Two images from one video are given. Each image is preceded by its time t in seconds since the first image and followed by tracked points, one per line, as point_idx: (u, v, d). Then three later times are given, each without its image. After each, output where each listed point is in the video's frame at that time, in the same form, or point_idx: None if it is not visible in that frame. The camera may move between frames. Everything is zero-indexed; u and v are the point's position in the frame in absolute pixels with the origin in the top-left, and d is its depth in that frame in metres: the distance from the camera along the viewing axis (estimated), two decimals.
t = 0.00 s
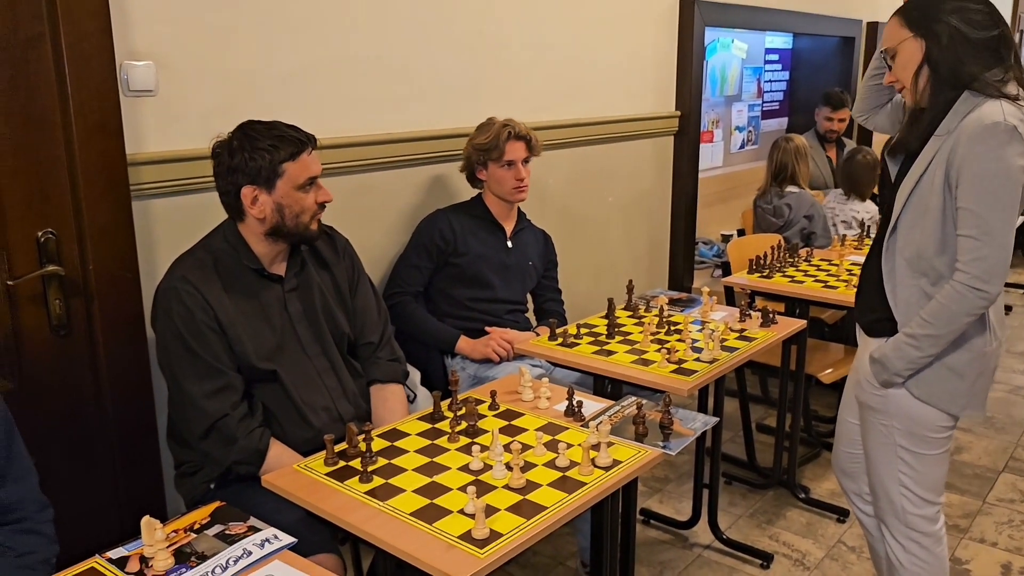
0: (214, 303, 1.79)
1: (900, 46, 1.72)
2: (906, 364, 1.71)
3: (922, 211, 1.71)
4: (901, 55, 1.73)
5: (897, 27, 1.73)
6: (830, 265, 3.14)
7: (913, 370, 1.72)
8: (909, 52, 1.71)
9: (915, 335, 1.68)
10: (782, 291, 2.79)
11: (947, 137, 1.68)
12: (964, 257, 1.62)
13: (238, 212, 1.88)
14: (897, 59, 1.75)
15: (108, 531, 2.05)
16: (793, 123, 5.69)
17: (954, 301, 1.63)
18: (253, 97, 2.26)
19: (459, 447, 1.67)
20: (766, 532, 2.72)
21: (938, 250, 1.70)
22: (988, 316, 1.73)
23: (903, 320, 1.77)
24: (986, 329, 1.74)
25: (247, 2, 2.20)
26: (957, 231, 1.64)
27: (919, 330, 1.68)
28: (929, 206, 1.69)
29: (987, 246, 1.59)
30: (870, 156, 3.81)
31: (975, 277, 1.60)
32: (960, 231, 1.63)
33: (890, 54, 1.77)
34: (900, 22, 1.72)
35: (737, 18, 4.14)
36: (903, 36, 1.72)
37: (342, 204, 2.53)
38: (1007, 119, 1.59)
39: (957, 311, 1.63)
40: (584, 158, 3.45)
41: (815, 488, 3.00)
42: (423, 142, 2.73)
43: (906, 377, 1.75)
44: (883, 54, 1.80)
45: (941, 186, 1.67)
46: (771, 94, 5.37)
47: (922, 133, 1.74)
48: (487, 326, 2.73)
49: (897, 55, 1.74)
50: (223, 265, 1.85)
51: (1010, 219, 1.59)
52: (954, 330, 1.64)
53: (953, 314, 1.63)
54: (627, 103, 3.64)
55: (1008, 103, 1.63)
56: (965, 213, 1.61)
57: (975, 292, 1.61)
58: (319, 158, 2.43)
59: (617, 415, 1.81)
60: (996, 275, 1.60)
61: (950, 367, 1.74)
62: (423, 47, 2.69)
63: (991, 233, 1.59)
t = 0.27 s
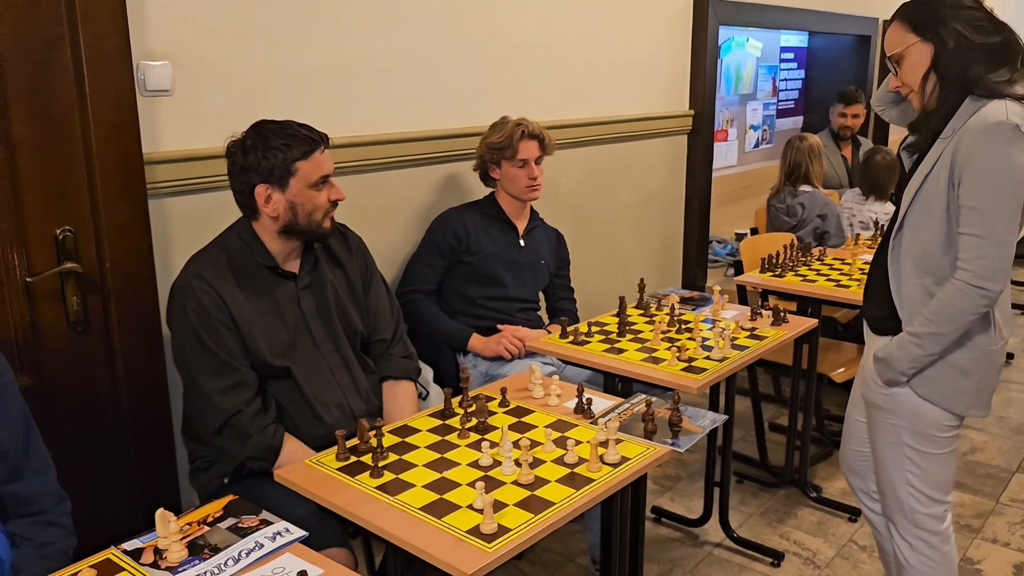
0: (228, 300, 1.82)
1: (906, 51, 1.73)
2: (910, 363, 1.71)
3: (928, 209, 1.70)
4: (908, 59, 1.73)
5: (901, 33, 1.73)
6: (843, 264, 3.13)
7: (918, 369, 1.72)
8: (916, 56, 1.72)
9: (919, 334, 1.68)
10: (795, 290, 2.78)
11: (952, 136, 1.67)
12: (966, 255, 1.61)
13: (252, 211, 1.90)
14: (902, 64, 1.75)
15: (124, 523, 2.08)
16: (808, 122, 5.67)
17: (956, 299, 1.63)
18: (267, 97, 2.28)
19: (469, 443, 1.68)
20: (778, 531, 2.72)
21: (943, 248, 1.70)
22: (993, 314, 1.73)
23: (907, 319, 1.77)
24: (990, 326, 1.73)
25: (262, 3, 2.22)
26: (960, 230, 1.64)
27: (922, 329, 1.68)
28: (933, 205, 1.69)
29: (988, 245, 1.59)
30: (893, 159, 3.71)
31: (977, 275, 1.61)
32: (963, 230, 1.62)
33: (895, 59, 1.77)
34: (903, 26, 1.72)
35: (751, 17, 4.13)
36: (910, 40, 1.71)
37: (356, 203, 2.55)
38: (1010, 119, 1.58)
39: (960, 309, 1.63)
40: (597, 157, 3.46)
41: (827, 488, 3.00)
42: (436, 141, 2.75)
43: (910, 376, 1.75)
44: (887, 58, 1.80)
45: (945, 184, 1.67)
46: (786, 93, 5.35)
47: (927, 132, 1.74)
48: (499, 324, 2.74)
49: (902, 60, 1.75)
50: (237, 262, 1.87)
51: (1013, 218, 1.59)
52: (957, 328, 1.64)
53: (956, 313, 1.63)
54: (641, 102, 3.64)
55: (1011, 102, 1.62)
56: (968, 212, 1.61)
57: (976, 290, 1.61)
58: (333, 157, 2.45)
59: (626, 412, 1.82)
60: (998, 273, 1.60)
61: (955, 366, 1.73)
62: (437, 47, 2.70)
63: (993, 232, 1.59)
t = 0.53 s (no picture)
0: (240, 294, 1.85)
1: (912, 58, 1.71)
2: (906, 359, 1.72)
3: (928, 207, 1.70)
4: (914, 66, 1.72)
5: (906, 38, 1.71)
6: (854, 261, 3.12)
7: (914, 366, 1.72)
8: (922, 61, 1.71)
9: (914, 331, 1.69)
10: (805, 288, 2.78)
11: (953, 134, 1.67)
12: (960, 251, 1.61)
13: (264, 207, 1.93)
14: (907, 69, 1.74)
15: (139, 514, 2.12)
16: (823, 119, 5.64)
17: (948, 295, 1.63)
18: (279, 95, 2.31)
19: (475, 437, 1.70)
20: (786, 527, 2.72)
21: (941, 246, 1.70)
22: (992, 311, 1.72)
23: (906, 315, 1.77)
24: (987, 322, 1.72)
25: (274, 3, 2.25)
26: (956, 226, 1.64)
27: (917, 325, 1.68)
28: (932, 202, 1.69)
29: (981, 241, 1.59)
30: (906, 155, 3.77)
31: (968, 271, 1.60)
32: (959, 226, 1.62)
33: (899, 63, 1.75)
34: (906, 31, 1.70)
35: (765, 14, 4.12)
36: (915, 47, 1.70)
37: (367, 200, 2.58)
38: (1008, 115, 1.57)
39: (952, 305, 1.63)
40: (608, 154, 3.46)
41: (837, 485, 2.99)
42: (447, 138, 2.77)
43: (908, 373, 1.75)
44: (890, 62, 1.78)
45: (943, 181, 1.67)
46: (801, 90, 5.32)
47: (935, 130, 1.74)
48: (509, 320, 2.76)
49: (908, 66, 1.73)
50: (249, 256, 1.90)
51: (1005, 214, 1.58)
52: (951, 324, 1.64)
53: (948, 309, 1.63)
54: (652, 99, 3.64)
55: (1011, 99, 1.60)
56: (963, 208, 1.61)
57: (968, 286, 1.61)
58: (345, 155, 2.48)
59: (631, 407, 1.83)
60: (991, 268, 1.59)
61: (953, 362, 1.73)
62: (447, 45, 2.72)
63: (986, 227, 1.59)
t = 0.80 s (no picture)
0: (251, 291, 1.88)
1: (910, 63, 1.73)
2: (907, 359, 1.72)
3: (928, 208, 1.72)
4: (913, 70, 1.73)
5: (904, 43, 1.72)
6: (861, 260, 3.13)
7: (915, 365, 1.73)
8: (920, 66, 1.72)
9: (915, 331, 1.70)
10: (811, 287, 2.79)
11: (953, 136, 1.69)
12: (961, 252, 1.62)
13: (283, 205, 1.94)
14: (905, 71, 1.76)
15: (151, 508, 2.15)
16: (831, 118, 5.64)
17: (950, 296, 1.63)
18: (290, 96, 2.34)
19: (480, 433, 1.72)
20: (792, 525, 2.73)
21: (940, 247, 1.71)
22: (994, 311, 1.72)
23: (907, 316, 1.78)
24: (989, 322, 1.72)
25: (284, 5, 2.27)
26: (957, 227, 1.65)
27: (918, 325, 1.69)
28: (932, 203, 1.70)
29: (982, 242, 1.60)
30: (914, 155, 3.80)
31: (971, 272, 1.61)
32: (959, 227, 1.63)
33: (898, 66, 1.76)
34: (903, 36, 1.71)
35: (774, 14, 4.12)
36: (916, 53, 1.71)
37: (376, 200, 2.60)
38: (1007, 117, 1.58)
39: (954, 306, 1.63)
40: (616, 154, 3.48)
41: (844, 483, 3.00)
42: (456, 138, 2.79)
43: (909, 372, 1.76)
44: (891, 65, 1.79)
45: (943, 183, 1.68)
46: (810, 89, 5.32)
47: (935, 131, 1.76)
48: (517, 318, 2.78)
49: (907, 70, 1.75)
50: (260, 254, 1.93)
51: (1006, 216, 1.59)
52: (953, 325, 1.64)
53: (948, 310, 1.64)
54: (660, 99, 3.65)
55: (1011, 101, 1.61)
56: (964, 210, 1.62)
57: (970, 287, 1.61)
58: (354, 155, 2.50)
59: (636, 404, 1.85)
60: (993, 269, 1.60)
61: (954, 363, 1.73)
62: (456, 46, 2.74)
63: (987, 229, 1.60)
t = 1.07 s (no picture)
0: (255, 290, 1.90)
1: (887, 62, 1.78)
2: (898, 356, 1.75)
3: (911, 210, 1.74)
4: (889, 69, 1.78)
5: (881, 42, 1.77)
6: (855, 260, 3.15)
7: (906, 363, 1.76)
8: (896, 66, 1.77)
9: (906, 329, 1.72)
10: (805, 285, 2.81)
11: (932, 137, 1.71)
12: (950, 253, 1.65)
13: (288, 208, 1.96)
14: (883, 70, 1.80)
15: (150, 504, 2.17)
16: (826, 118, 5.66)
17: (941, 296, 1.66)
18: (287, 96, 2.36)
19: (477, 429, 1.75)
20: (786, 522, 2.76)
21: (926, 247, 1.73)
22: (984, 310, 1.74)
23: (896, 315, 1.81)
24: (977, 321, 1.74)
25: (281, 5, 2.29)
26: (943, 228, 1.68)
27: (909, 324, 1.71)
28: (915, 205, 1.73)
29: (970, 243, 1.62)
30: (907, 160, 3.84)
31: (960, 272, 1.63)
32: (946, 228, 1.66)
33: (877, 66, 1.82)
34: (880, 37, 1.76)
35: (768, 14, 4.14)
36: (890, 53, 1.76)
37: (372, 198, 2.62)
38: (984, 117, 1.60)
39: (945, 306, 1.66)
40: (612, 153, 3.50)
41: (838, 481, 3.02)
42: (452, 138, 2.81)
43: (900, 369, 1.78)
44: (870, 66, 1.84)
45: (925, 185, 1.70)
46: (805, 88, 5.34)
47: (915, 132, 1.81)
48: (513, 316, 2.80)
49: (884, 69, 1.79)
50: (264, 254, 1.94)
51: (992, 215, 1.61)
52: (944, 323, 1.67)
53: (940, 309, 1.66)
54: (656, 99, 3.68)
55: (987, 101, 1.64)
56: (949, 211, 1.64)
57: (960, 287, 1.64)
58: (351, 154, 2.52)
59: (630, 401, 1.87)
60: (981, 269, 1.62)
61: (944, 361, 1.76)
62: (452, 46, 2.76)
63: (973, 229, 1.62)
